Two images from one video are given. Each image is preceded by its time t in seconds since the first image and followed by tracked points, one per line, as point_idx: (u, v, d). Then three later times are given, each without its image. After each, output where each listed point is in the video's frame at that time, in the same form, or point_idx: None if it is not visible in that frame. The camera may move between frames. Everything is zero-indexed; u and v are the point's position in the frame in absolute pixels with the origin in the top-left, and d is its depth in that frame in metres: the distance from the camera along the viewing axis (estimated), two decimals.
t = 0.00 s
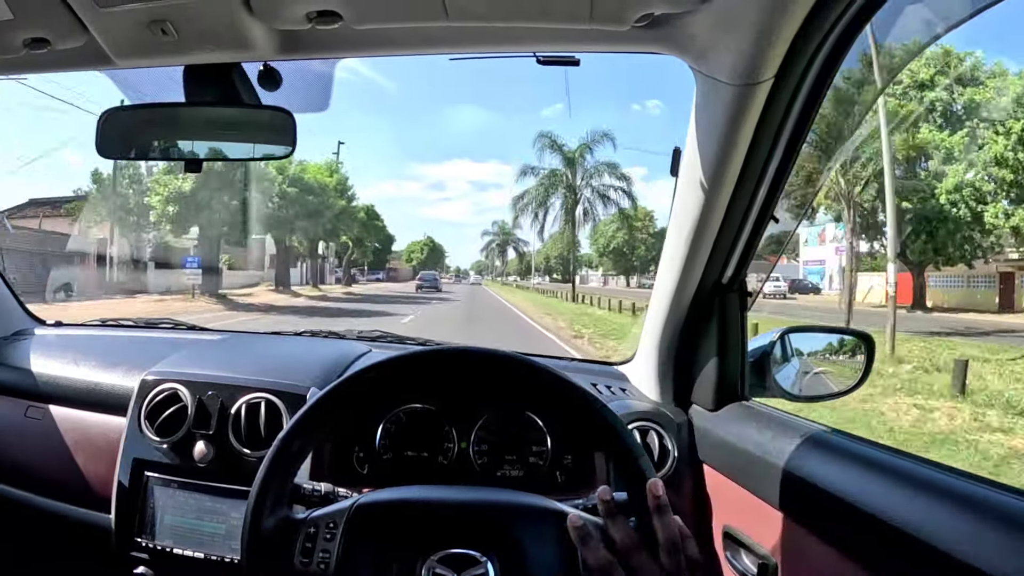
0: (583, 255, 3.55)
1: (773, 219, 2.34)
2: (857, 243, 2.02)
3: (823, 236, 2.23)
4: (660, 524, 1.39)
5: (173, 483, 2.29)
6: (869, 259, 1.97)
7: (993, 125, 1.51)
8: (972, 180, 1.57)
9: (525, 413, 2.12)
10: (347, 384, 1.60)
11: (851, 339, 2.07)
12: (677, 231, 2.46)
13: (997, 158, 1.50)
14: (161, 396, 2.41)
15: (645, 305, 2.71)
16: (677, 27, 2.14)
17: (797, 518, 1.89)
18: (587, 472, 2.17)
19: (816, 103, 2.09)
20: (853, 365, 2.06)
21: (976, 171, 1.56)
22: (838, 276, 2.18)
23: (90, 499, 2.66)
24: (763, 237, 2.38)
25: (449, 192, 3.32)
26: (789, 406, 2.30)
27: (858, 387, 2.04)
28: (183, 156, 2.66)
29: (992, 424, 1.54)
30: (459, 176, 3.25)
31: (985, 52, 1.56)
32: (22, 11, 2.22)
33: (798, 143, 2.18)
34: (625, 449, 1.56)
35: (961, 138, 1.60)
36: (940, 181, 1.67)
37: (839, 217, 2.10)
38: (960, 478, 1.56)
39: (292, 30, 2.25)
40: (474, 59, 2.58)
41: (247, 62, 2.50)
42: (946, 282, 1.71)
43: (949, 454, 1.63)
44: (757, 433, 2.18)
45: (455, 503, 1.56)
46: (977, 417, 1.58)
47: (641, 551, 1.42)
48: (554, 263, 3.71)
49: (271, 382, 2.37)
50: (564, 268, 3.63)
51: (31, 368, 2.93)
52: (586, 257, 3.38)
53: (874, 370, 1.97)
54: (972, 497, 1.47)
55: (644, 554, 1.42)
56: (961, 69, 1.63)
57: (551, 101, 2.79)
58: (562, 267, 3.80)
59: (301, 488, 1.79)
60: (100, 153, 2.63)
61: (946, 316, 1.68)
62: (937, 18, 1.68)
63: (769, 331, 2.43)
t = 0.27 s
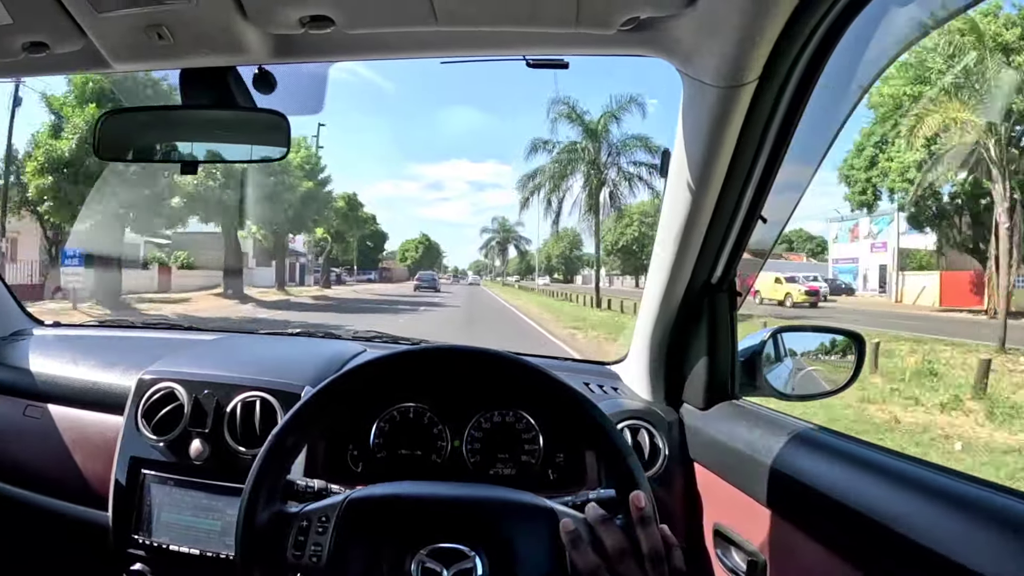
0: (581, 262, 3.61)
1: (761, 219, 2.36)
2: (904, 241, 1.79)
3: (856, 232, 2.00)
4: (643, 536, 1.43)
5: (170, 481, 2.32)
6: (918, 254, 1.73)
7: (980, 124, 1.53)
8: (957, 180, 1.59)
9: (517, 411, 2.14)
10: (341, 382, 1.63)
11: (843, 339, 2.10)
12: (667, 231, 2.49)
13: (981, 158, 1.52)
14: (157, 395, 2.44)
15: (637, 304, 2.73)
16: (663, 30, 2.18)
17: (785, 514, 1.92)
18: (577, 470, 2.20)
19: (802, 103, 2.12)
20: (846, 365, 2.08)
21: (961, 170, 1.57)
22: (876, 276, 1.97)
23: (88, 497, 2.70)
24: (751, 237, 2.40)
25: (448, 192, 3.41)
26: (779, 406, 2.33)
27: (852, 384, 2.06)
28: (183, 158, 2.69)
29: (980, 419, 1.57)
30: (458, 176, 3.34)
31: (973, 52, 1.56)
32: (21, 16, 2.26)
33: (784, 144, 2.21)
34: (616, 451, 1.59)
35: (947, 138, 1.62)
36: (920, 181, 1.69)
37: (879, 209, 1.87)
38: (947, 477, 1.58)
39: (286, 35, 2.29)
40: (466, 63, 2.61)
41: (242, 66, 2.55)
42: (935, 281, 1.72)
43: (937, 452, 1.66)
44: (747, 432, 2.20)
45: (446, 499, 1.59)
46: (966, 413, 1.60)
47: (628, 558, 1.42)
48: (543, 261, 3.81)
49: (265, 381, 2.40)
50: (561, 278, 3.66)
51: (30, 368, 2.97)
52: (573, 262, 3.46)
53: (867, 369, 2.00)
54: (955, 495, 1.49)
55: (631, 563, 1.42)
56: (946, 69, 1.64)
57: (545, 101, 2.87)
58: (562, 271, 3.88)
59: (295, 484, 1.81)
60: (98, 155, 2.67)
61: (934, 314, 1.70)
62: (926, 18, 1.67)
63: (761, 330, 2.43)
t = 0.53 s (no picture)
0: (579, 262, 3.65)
1: (755, 219, 2.38)
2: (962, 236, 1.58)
3: (895, 227, 1.82)
4: (635, 533, 1.45)
5: (168, 479, 2.34)
6: (978, 250, 1.53)
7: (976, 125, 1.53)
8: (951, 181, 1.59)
9: (512, 410, 2.15)
10: (337, 380, 1.65)
11: (837, 338, 2.11)
12: (661, 231, 2.50)
13: (979, 157, 1.52)
14: (156, 394, 2.46)
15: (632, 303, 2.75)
16: (656, 31, 2.19)
17: (778, 512, 1.93)
18: (573, 470, 2.18)
19: (795, 103, 2.13)
20: (839, 365, 2.09)
21: (960, 171, 1.57)
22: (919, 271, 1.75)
23: (87, 496, 2.71)
24: (745, 236, 2.42)
25: (445, 192, 3.51)
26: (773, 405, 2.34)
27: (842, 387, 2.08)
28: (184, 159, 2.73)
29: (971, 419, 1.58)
30: (455, 177, 3.42)
31: (969, 54, 1.56)
32: (20, 18, 2.27)
33: (777, 145, 2.22)
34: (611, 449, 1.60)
35: (948, 136, 1.62)
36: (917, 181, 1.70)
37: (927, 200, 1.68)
38: (938, 475, 1.60)
39: (283, 37, 2.30)
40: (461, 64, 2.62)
41: (238, 68, 2.57)
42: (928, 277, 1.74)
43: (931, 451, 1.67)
44: (741, 431, 2.22)
45: (442, 496, 1.60)
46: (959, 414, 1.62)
47: (621, 556, 1.44)
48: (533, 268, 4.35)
49: (262, 380, 2.42)
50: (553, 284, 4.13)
51: (30, 367, 2.98)
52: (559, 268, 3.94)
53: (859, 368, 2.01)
54: (945, 493, 1.51)
55: (623, 561, 1.44)
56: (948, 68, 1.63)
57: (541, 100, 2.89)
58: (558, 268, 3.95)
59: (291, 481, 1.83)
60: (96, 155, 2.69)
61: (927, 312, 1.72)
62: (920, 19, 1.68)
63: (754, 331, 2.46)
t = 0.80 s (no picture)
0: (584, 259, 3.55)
1: (754, 219, 2.38)
2: None
3: (941, 222, 1.63)
4: (632, 537, 1.45)
5: (165, 477, 2.33)
6: None
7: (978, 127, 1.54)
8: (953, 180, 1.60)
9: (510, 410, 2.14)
10: (334, 378, 1.65)
11: (835, 340, 2.10)
12: (660, 231, 2.51)
13: (980, 158, 1.52)
14: (154, 392, 2.46)
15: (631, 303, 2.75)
16: (655, 32, 2.19)
17: (776, 514, 1.93)
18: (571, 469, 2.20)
19: (795, 103, 2.13)
20: (839, 366, 2.09)
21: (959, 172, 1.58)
22: (970, 275, 1.59)
23: (85, 494, 2.71)
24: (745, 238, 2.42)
25: (444, 192, 3.51)
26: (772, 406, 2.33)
27: (839, 389, 2.09)
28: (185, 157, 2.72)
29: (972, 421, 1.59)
30: (455, 177, 3.43)
31: (974, 56, 1.55)
32: (19, 14, 2.27)
33: (776, 146, 2.23)
34: (609, 451, 1.60)
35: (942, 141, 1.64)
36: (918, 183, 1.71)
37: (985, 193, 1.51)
38: (935, 477, 1.60)
39: (282, 35, 2.30)
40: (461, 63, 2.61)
41: (238, 66, 2.57)
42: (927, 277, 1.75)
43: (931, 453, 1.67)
44: (740, 432, 2.22)
45: (439, 495, 1.60)
46: (961, 415, 1.62)
47: (618, 557, 1.44)
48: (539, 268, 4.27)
49: (260, 379, 2.41)
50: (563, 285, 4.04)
51: (28, 364, 2.98)
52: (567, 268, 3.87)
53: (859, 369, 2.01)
54: (943, 495, 1.51)
55: (620, 563, 1.43)
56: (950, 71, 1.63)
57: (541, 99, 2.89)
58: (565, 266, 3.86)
59: (288, 480, 1.82)
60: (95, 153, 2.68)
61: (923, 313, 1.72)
62: (925, 21, 1.67)
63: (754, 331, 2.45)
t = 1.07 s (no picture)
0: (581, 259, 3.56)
1: (753, 219, 2.36)
2: None
3: (998, 213, 1.45)
4: (633, 542, 1.45)
5: (163, 479, 2.33)
6: None
7: (980, 125, 1.50)
8: (956, 178, 1.56)
9: (508, 410, 2.12)
10: (332, 380, 1.65)
11: (833, 340, 2.10)
12: (658, 230, 2.51)
13: (983, 156, 1.49)
14: (152, 393, 2.45)
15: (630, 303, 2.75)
16: (653, 31, 2.18)
17: (774, 515, 1.92)
18: (570, 470, 2.19)
19: (792, 103, 2.13)
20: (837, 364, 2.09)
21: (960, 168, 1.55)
22: None
23: (83, 495, 2.70)
24: (744, 238, 2.40)
25: (442, 192, 3.66)
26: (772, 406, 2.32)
27: (842, 387, 2.08)
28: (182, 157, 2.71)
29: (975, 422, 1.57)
30: (450, 177, 3.58)
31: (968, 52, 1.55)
32: (14, 16, 2.26)
33: (774, 146, 2.21)
34: (607, 453, 1.60)
35: (942, 139, 1.61)
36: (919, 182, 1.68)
37: None
38: (935, 478, 1.59)
39: (278, 35, 2.29)
40: (458, 63, 2.60)
41: (235, 67, 2.55)
42: (975, 279, 1.52)
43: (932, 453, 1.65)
44: (739, 433, 2.21)
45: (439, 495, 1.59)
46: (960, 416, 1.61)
47: (617, 562, 1.43)
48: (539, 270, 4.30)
49: (257, 379, 2.41)
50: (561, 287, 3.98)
51: (26, 366, 2.98)
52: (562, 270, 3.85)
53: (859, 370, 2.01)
54: (942, 496, 1.50)
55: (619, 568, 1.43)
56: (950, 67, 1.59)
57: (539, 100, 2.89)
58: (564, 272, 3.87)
59: (286, 481, 1.82)
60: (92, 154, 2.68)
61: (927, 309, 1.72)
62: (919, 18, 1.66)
63: (752, 330, 2.43)
